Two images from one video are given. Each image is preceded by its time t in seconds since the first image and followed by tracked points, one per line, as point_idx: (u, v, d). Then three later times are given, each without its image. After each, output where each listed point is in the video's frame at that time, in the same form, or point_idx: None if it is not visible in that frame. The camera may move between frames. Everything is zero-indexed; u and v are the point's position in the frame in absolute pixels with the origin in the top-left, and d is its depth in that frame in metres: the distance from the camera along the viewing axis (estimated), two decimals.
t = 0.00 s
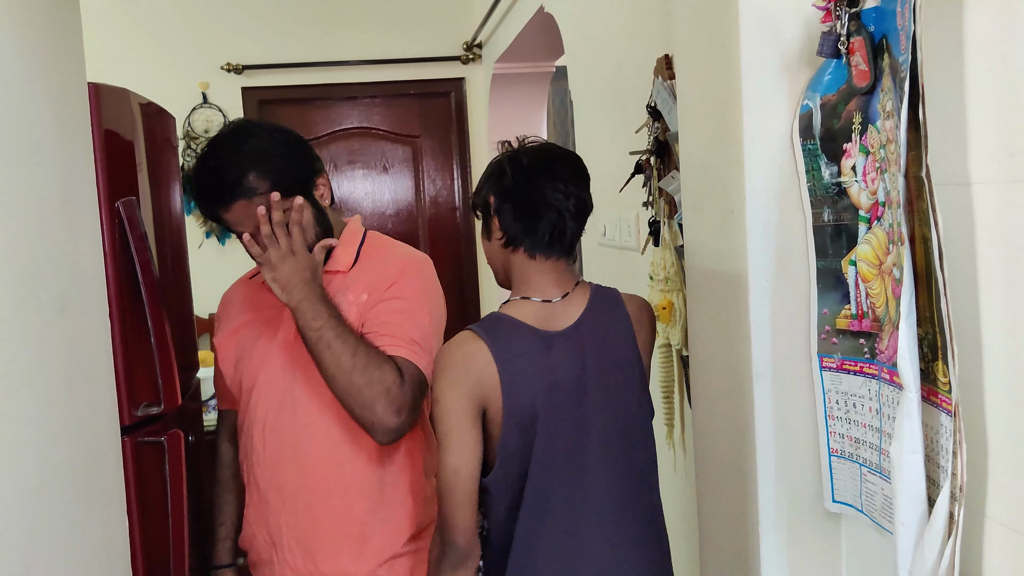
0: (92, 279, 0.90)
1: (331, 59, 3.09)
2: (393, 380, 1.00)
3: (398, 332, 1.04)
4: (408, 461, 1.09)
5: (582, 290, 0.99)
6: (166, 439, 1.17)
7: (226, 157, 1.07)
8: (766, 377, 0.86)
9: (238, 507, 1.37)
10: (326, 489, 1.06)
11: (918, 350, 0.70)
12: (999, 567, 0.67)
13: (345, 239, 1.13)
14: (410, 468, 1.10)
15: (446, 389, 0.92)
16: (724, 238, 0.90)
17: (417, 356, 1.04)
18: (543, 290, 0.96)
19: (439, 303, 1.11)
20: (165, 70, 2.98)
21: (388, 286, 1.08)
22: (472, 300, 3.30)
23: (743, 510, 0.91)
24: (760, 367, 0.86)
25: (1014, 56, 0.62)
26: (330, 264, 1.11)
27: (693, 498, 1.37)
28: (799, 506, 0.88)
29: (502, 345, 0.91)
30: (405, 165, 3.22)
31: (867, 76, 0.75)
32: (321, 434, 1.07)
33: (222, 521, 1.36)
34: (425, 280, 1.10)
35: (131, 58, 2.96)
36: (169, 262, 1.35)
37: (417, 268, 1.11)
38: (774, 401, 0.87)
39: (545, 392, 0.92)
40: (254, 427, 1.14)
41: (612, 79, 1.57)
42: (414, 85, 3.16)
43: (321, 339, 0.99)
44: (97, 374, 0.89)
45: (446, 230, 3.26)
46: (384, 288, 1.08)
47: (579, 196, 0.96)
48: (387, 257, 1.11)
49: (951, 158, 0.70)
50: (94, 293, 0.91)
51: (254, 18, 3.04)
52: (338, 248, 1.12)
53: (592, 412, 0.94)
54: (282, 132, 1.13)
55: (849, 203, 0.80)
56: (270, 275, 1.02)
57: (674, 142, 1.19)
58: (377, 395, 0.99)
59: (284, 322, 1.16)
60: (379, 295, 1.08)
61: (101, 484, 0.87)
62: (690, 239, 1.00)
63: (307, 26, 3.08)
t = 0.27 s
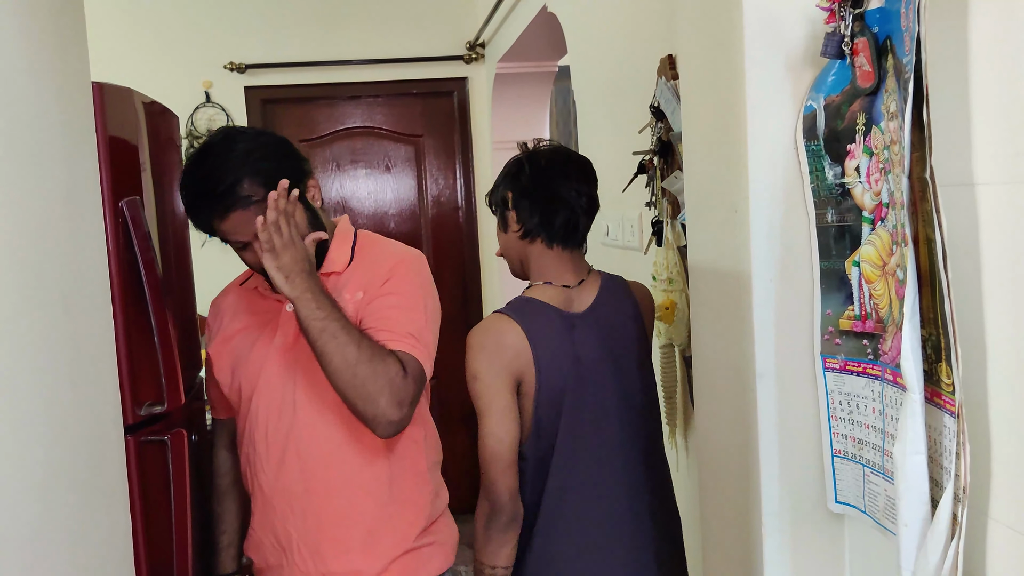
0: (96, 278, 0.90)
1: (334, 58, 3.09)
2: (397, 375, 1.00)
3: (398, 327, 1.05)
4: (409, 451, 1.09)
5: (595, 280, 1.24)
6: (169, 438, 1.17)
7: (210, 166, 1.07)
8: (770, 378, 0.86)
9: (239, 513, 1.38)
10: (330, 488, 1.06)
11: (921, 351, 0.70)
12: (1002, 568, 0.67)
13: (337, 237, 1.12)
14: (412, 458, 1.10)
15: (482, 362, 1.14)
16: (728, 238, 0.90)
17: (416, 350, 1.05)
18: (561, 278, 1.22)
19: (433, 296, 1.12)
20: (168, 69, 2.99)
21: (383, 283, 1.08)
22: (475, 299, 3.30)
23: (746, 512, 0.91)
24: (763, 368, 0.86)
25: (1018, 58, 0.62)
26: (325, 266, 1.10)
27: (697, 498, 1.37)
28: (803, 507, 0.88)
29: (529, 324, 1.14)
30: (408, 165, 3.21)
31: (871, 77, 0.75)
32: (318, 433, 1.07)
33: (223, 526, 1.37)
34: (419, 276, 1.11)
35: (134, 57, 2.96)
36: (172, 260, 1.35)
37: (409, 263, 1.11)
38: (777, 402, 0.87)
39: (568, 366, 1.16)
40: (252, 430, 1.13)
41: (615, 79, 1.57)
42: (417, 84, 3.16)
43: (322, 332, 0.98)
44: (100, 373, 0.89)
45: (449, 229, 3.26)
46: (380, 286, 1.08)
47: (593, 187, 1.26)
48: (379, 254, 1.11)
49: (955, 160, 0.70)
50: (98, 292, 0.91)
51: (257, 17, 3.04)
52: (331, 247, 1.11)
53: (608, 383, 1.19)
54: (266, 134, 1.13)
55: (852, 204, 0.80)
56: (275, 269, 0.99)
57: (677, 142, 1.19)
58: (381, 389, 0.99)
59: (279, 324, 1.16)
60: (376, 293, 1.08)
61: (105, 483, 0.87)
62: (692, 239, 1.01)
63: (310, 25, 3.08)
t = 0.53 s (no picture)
0: (94, 277, 0.90)
1: (333, 57, 3.08)
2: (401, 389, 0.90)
3: (404, 339, 0.94)
4: (419, 463, 1.00)
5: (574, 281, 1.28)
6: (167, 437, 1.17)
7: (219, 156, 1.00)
8: (767, 380, 0.86)
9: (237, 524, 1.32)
10: (329, 499, 0.98)
11: (919, 353, 0.70)
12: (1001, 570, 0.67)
13: (352, 242, 1.03)
14: (420, 472, 1.01)
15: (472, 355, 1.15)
16: (726, 240, 0.90)
17: (423, 364, 0.94)
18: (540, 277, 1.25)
19: (451, 307, 1.01)
20: (167, 68, 2.99)
21: (396, 290, 0.98)
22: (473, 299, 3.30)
23: (744, 514, 0.91)
24: (761, 369, 0.86)
25: (1018, 61, 0.62)
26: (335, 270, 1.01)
27: (694, 500, 1.37)
28: (801, 509, 0.88)
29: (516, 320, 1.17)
30: (405, 164, 3.21)
31: (870, 79, 0.75)
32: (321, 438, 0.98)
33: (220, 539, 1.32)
34: (438, 285, 1.00)
35: (132, 55, 2.96)
36: (171, 259, 1.35)
37: (428, 271, 1.01)
38: (775, 404, 0.87)
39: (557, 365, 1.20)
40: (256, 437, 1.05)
41: (614, 80, 1.57)
42: (416, 84, 3.16)
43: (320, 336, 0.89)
44: (99, 372, 0.89)
45: (448, 229, 3.25)
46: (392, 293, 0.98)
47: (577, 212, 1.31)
48: (393, 260, 1.02)
49: (954, 162, 0.70)
50: (97, 292, 0.91)
51: (256, 16, 3.04)
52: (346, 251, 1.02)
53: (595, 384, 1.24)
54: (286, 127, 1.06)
55: (851, 206, 0.80)
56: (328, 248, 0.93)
57: (676, 144, 1.19)
58: (382, 402, 0.89)
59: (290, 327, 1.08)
60: (387, 300, 0.98)
61: (104, 481, 0.87)
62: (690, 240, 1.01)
63: (309, 24, 3.08)
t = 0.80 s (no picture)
0: (93, 276, 0.90)
1: (332, 56, 3.08)
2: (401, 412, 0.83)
3: (412, 356, 0.86)
4: (429, 488, 0.92)
5: (529, 270, 1.42)
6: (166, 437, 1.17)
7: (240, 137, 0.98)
8: (766, 381, 0.86)
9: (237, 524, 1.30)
10: (331, 517, 0.91)
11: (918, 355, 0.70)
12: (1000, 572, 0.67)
13: (379, 243, 0.98)
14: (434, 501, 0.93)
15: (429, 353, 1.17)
16: (726, 240, 0.90)
17: (429, 387, 0.85)
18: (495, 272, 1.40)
19: (475, 323, 0.93)
20: (167, 67, 2.98)
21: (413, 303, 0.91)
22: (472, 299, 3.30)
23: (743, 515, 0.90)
24: (760, 370, 0.86)
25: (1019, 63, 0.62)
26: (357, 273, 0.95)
27: (692, 501, 1.37)
28: (799, 510, 0.88)
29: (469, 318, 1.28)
30: (405, 163, 3.21)
31: (870, 80, 0.75)
32: (330, 452, 0.92)
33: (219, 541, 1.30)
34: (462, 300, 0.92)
35: (132, 54, 2.96)
36: (169, 259, 1.35)
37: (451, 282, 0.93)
38: (773, 405, 0.87)
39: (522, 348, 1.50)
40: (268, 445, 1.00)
41: (614, 80, 1.57)
42: (416, 83, 3.16)
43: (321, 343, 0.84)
44: (98, 372, 0.89)
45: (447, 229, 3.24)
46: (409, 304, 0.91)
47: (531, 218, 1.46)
48: (420, 269, 0.94)
49: (954, 164, 0.70)
50: (96, 291, 0.91)
51: (256, 15, 3.04)
52: (372, 253, 0.97)
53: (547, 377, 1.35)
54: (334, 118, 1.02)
55: (851, 207, 0.80)
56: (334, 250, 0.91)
57: (675, 144, 1.19)
58: (375, 427, 0.81)
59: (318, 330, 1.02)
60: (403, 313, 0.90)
61: (101, 481, 0.87)
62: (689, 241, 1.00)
63: (309, 23, 3.07)
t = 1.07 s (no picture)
0: (92, 277, 0.90)
1: (333, 57, 3.08)
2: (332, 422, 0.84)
3: (359, 364, 0.86)
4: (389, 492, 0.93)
5: (506, 269, 1.61)
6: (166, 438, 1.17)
7: (233, 136, 0.98)
8: (766, 383, 0.86)
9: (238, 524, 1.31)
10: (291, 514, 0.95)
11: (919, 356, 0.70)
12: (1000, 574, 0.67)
13: (373, 244, 0.99)
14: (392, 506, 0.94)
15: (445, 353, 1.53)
16: (726, 242, 0.90)
17: (371, 400, 0.85)
18: (475, 268, 1.60)
19: (446, 338, 0.91)
20: (167, 67, 2.98)
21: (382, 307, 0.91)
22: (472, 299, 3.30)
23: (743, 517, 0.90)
24: (761, 371, 0.86)
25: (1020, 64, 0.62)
26: (346, 275, 0.97)
27: (692, 501, 1.37)
28: (799, 511, 0.88)
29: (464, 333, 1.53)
30: (406, 164, 3.21)
31: (871, 82, 0.75)
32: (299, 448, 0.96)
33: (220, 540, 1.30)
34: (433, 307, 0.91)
35: (133, 54, 2.96)
36: (169, 259, 1.35)
37: (422, 292, 0.92)
38: (773, 406, 0.87)
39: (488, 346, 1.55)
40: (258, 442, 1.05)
41: (614, 81, 1.57)
42: (416, 84, 3.16)
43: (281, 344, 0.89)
44: (97, 372, 0.89)
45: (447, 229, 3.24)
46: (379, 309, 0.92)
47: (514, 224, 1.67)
48: (401, 273, 0.95)
49: (955, 165, 0.70)
50: (95, 291, 0.91)
51: (256, 15, 3.04)
52: (362, 254, 0.98)
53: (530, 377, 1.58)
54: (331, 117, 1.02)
55: (851, 208, 0.80)
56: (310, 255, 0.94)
57: (676, 145, 1.19)
58: (303, 434, 0.83)
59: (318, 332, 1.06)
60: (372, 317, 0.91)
61: (100, 481, 0.87)
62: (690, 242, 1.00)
63: (310, 24, 3.07)
